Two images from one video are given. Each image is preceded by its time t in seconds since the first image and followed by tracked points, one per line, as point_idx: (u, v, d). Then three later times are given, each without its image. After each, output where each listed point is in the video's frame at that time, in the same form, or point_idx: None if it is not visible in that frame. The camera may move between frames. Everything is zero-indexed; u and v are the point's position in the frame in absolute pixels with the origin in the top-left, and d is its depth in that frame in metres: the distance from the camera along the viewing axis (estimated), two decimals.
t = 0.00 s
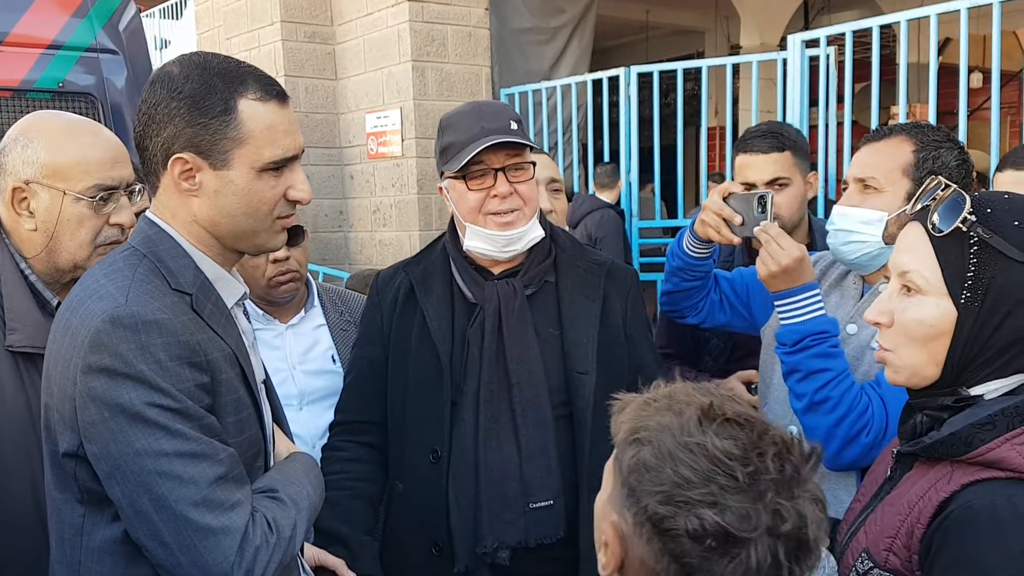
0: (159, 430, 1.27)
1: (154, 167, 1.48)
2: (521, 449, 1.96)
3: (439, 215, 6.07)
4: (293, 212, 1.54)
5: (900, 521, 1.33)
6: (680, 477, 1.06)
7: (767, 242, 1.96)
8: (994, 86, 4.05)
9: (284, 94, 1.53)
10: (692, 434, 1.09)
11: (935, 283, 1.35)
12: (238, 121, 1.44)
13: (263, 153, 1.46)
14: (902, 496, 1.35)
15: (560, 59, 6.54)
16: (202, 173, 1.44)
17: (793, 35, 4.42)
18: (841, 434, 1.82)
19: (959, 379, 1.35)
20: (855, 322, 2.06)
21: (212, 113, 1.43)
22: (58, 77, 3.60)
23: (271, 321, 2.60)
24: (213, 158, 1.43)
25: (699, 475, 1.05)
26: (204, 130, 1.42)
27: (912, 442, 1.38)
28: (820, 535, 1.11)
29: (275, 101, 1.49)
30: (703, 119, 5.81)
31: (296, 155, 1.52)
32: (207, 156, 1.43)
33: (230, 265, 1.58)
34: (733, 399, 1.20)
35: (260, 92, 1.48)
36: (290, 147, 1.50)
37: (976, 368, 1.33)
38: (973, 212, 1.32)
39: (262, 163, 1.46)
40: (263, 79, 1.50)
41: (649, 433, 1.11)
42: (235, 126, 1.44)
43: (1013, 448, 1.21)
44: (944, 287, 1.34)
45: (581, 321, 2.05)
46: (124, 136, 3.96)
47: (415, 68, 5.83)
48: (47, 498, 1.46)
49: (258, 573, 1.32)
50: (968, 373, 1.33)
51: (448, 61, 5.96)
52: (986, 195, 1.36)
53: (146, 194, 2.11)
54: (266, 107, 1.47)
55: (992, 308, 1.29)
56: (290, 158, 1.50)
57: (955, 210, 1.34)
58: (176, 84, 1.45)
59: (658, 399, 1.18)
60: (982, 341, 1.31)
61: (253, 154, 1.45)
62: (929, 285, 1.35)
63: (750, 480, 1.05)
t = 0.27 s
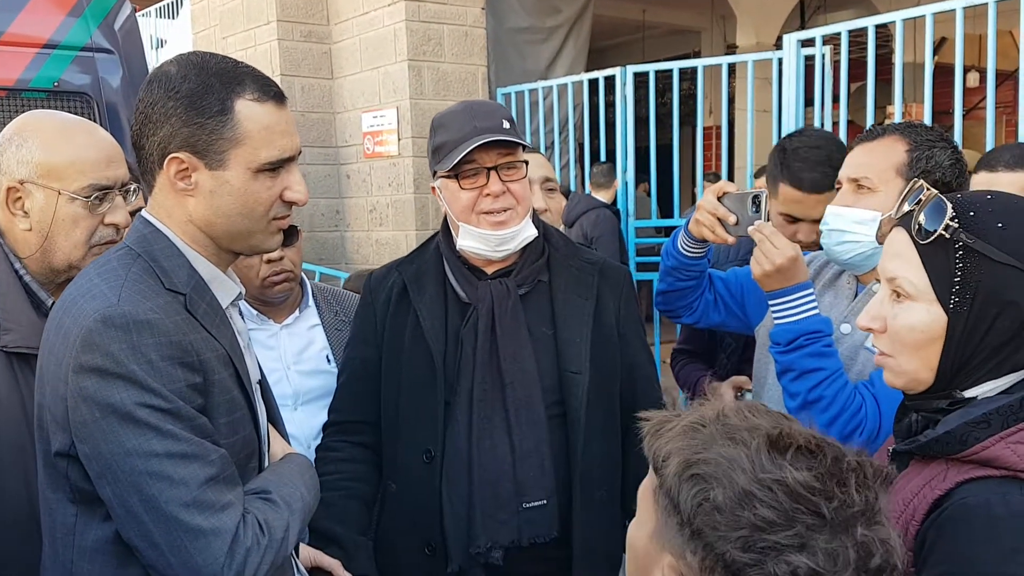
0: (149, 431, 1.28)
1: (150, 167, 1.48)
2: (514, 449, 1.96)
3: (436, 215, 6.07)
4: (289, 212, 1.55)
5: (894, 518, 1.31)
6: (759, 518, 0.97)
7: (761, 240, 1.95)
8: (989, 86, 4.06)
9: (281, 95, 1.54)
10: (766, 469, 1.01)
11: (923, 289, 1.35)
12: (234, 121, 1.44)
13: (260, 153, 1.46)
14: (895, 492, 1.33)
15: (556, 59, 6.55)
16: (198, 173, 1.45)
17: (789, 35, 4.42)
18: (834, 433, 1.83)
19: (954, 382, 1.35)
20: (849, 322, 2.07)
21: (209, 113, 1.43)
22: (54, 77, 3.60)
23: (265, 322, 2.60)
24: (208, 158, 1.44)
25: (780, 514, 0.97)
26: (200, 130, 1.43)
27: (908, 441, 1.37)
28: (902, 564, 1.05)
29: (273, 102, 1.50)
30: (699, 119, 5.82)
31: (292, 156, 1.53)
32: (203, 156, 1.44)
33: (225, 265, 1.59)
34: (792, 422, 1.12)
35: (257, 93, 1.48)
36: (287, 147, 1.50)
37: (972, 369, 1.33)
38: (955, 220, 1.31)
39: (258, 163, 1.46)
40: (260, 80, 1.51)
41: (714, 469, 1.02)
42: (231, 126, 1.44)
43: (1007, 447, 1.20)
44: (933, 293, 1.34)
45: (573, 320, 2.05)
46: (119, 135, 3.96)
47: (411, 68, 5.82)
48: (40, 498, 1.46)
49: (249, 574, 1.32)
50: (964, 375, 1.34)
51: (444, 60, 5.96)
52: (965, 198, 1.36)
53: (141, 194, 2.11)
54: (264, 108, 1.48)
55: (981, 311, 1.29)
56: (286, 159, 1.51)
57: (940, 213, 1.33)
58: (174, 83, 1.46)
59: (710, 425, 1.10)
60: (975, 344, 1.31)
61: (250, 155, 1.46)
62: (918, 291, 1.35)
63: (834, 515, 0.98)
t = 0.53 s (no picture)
0: (144, 434, 1.28)
1: (144, 168, 1.49)
2: (510, 451, 1.97)
3: (433, 215, 6.08)
4: (282, 216, 1.55)
5: (891, 521, 1.32)
6: (715, 463, 1.04)
7: (758, 243, 1.95)
8: (986, 87, 4.07)
9: (277, 98, 1.54)
10: (721, 418, 1.07)
11: (913, 292, 1.36)
12: (229, 124, 1.45)
13: (253, 157, 1.47)
14: (893, 496, 1.35)
15: (554, 60, 6.56)
16: (191, 175, 1.45)
17: (786, 36, 4.43)
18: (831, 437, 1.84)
19: (949, 384, 1.35)
20: (846, 324, 2.08)
21: (203, 116, 1.43)
22: (51, 77, 3.60)
23: (262, 323, 2.61)
24: (202, 161, 1.44)
25: (736, 459, 1.03)
26: (194, 132, 1.43)
27: (905, 444, 1.39)
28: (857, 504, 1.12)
29: (268, 105, 1.50)
30: (696, 120, 5.83)
31: (287, 159, 1.53)
32: (197, 158, 1.44)
33: (219, 267, 1.59)
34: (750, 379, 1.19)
35: (252, 96, 1.49)
36: (281, 151, 1.51)
37: (967, 370, 1.32)
38: (941, 221, 1.34)
39: (251, 166, 1.47)
40: (256, 83, 1.51)
41: (673, 423, 1.09)
42: (225, 129, 1.44)
43: (1004, 450, 1.20)
44: (924, 295, 1.35)
45: (570, 322, 2.06)
46: (117, 135, 3.95)
47: (409, 68, 5.82)
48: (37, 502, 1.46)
49: None
50: (957, 377, 1.34)
51: (442, 61, 5.97)
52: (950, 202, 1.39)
53: (138, 195, 2.11)
54: (258, 112, 1.48)
55: (972, 311, 1.30)
56: (280, 162, 1.51)
57: (926, 215, 1.36)
58: (169, 86, 1.46)
59: (671, 385, 1.16)
60: (968, 344, 1.31)
61: (243, 158, 1.46)
62: (909, 294, 1.36)
63: (789, 457, 1.04)
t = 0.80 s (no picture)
0: (151, 434, 1.29)
1: (147, 167, 1.49)
2: (512, 450, 1.98)
3: (433, 215, 6.08)
4: (283, 216, 1.56)
5: (892, 522, 1.34)
6: (677, 415, 1.12)
7: (757, 246, 1.96)
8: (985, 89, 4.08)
9: (280, 98, 1.55)
10: (685, 373, 1.16)
11: (905, 304, 1.37)
12: (232, 124, 1.45)
13: (255, 157, 1.47)
14: (894, 498, 1.36)
15: (554, 60, 6.56)
16: (194, 175, 1.46)
17: (786, 37, 4.44)
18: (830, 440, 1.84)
19: (942, 391, 1.36)
20: (844, 327, 2.08)
21: (206, 116, 1.44)
22: (52, 74, 3.60)
23: (264, 322, 2.61)
24: (205, 161, 1.45)
25: (697, 409, 1.12)
26: (197, 132, 1.44)
27: (906, 446, 1.41)
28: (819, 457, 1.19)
29: (270, 105, 1.51)
30: (696, 120, 5.84)
31: (289, 159, 1.54)
32: (199, 158, 1.45)
33: (222, 267, 1.60)
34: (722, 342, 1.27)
35: (255, 96, 1.49)
36: (284, 151, 1.52)
37: (956, 382, 1.34)
38: (936, 237, 1.34)
39: (253, 167, 1.47)
40: (258, 83, 1.52)
41: (641, 381, 1.18)
42: (228, 129, 1.45)
43: (1004, 453, 1.21)
44: (915, 307, 1.36)
45: (572, 323, 2.07)
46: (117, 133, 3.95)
47: (410, 67, 5.83)
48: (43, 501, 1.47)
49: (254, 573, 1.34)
50: (948, 386, 1.35)
51: (441, 61, 5.97)
52: (953, 208, 1.37)
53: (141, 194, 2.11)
54: (261, 112, 1.49)
55: (961, 327, 1.31)
56: (282, 162, 1.52)
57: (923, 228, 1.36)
58: (172, 86, 1.47)
59: (646, 349, 1.25)
60: (956, 358, 1.33)
61: (245, 158, 1.46)
62: (901, 305, 1.38)
63: (746, 407, 1.12)
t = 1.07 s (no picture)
0: (161, 431, 1.30)
1: (154, 169, 1.51)
2: (515, 446, 2.00)
3: (431, 212, 6.10)
4: (289, 215, 1.58)
5: (896, 513, 1.36)
6: (609, 387, 1.20)
7: (755, 244, 2.01)
8: (981, 86, 4.10)
9: (284, 99, 1.56)
10: (626, 351, 1.24)
11: (928, 308, 1.37)
12: (237, 124, 1.47)
13: (261, 158, 1.49)
14: (900, 491, 1.38)
15: (550, 57, 6.58)
16: (200, 176, 1.47)
17: (783, 34, 4.45)
18: (828, 434, 1.88)
19: (959, 390, 1.38)
20: (843, 323, 2.11)
21: (212, 117, 1.46)
22: (49, 73, 3.61)
23: (266, 320, 2.63)
24: (211, 162, 1.46)
25: (624, 380, 1.19)
26: (203, 133, 1.45)
27: (913, 440, 1.41)
28: (757, 434, 1.18)
29: (275, 106, 1.53)
30: (693, 117, 5.86)
31: (294, 160, 1.56)
32: (206, 159, 1.46)
33: (228, 266, 1.62)
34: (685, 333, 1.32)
35: (260, 97, 1.51)
36: (289, 151, 1.54)
37: (977, 381, 1.35)
38: (960, 240, 1.33)
39: (259, 167, 1.49)
40: (263, 84, 1.53)
41: (596, 361, 1.28)
42: (234, 129, 1.47)
43: (1013, 447, 1.22)
44: (938, 309, 1.36)
45: (574, 319, 2.08)
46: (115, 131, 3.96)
47: (406, 64, 5.84)
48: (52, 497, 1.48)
49: (262, 568, 1.35)
50: (969, 386, 1.36)
51: (438, 57, 5.98)
52: (967, 208, 1.38)
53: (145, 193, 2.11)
54: (266, 112, 1.50)
55: (988, 327, 1.31)
56: (287, 162, 1.54)
57: (944, 229, 1.36)
58: (178, 87, 1.48)
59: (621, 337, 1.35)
60: (981, 358, 1.33)
61: (251, 158, 1.48)
62: (924, 308, 1.38)
63: (669, 377, 1.17)
